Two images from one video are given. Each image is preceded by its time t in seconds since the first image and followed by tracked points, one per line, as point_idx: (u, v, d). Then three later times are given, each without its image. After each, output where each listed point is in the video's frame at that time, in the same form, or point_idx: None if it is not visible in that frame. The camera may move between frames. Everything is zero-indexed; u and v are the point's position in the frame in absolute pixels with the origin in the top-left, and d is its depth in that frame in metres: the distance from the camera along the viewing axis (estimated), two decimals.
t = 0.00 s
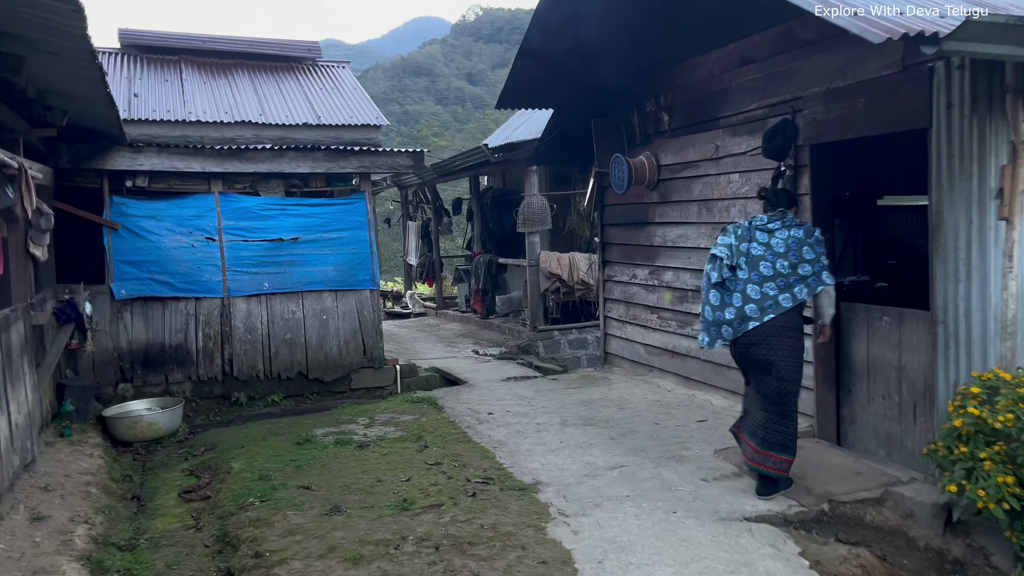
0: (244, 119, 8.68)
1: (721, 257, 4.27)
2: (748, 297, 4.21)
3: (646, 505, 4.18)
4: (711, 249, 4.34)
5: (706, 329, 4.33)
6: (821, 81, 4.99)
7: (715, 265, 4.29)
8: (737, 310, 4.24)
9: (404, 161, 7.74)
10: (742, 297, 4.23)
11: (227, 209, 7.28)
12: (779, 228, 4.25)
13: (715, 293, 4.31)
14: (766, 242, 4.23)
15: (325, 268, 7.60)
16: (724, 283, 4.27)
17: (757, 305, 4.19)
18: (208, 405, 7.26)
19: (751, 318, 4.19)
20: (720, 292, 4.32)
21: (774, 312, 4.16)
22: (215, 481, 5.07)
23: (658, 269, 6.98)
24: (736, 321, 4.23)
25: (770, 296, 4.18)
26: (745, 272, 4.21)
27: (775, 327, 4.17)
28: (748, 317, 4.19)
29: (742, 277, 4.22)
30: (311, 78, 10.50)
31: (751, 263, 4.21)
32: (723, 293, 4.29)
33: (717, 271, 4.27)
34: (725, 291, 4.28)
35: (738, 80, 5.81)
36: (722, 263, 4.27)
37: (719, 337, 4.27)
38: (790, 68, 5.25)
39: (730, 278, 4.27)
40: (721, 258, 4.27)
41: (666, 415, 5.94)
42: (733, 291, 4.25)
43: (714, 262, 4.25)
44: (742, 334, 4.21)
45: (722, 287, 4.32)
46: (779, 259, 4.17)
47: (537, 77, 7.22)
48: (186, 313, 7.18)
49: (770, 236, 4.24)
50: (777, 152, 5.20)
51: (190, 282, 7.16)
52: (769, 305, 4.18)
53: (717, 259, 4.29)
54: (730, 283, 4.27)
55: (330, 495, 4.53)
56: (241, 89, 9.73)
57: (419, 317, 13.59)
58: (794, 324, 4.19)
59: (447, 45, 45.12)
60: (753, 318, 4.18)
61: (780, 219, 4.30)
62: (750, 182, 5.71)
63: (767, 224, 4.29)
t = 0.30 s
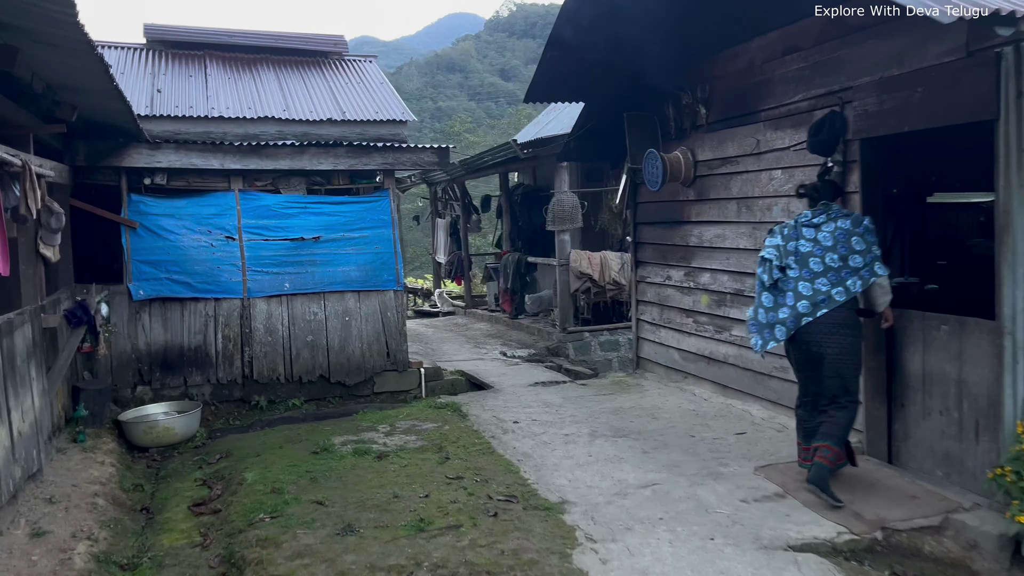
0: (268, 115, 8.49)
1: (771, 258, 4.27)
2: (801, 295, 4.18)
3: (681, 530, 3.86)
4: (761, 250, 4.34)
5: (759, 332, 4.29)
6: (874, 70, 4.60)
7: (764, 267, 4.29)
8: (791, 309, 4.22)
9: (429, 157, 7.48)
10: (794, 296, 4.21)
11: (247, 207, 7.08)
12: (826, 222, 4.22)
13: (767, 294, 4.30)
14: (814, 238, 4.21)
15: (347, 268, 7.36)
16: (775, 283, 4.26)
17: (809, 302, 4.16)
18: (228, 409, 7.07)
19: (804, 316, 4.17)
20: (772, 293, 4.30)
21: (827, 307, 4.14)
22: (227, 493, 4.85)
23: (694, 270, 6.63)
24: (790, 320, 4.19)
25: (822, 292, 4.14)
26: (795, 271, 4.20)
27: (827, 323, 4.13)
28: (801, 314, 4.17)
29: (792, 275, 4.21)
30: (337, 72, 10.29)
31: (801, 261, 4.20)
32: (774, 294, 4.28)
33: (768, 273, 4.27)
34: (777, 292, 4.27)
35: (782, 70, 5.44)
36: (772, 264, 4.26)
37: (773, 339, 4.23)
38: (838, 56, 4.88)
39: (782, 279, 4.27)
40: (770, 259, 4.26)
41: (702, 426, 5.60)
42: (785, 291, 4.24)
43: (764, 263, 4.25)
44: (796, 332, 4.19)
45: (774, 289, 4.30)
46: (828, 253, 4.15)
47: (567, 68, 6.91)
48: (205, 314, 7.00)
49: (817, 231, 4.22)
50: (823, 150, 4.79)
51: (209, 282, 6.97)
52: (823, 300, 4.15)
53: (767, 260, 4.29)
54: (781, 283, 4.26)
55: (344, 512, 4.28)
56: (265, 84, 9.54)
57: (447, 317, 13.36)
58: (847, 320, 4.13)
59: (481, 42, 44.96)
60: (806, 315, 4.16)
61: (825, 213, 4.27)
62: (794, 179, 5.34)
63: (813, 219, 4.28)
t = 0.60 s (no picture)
0: (285, 104, 8.24)
1: (828, 243, 4.11)
2: (854, 281, 3.94)
3: (711, 550, 3.50)
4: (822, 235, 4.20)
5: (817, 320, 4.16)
6: (928, 44, 4.18)
7: (821, 252, 4.15)
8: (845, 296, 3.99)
9: (449, 146, 7.17)
10: (849, 282, 3.98)
11: (260, 198, 6.83)
12: (888, 205, 3.90)
13: (826, 281, 4.13)
14: (874, 222, 3.92)
15: (364, 262, 7.09)
16: (831, 269, 4.10)
17: (862, 288, 3.90)
18: (240, 407, 6.84)
19: (855, 303, 3.91)
20: (832, 280, 4.12)
21: (880, 294, 3.82)
22: (228, 498, 4.60)
23: (727, 265, 6.25)
24: (842, 307, 3.98)
25: (876, 277, 3.85)
26: (849, 255, 3.98)
27: (881, 311, 3.80)
28: (853, 301, 3.92)
29: (848, 260, 4.00)
30: (359, 62, 10.03)
31: (857, 246, 3.96)
32: (832, 280, 4.10)
33: (824, 257, 4.12)
34: (834, 277, 4.09)
35: (823, 48, 5.03)
36: (829, 248, 4.10)
37: (827, 326, 4.07)
38: (887, 31, 4.46)
39: (839, 265, 4.08)
40: (827, 244, 4.12)
41: (735, 431, 5.23)
42: (839, 277, 4.04)
43: (819, 247, 4.12)
44: (847, 321, 3.96)
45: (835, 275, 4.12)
46: (885, 238, 3.84)
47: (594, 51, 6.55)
48: (217, 309, 6.77)
49: (879, 215, 3.93)
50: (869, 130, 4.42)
51: (221, 276, 6.74)
52: (877, 287, 3.85)
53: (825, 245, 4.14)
54: (838, 268, 4.07)
55: (346, 522, 3.99)
56: (285, 74, 9.31)
57: (473, 313, 13.07)
58: (906, 307, 3.77)
59: (513, 37, 44.65)
60: (856, 302, 3.91)
61: (890, 196, 3.97)
62: (837, 166, 4.93)
63: (876, 201, 3.98)
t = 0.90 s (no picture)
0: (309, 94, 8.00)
1: (933, 231, 3.64)
2: (962, 278, 3.50)
3: None
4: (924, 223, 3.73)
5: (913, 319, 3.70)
6: (1000, 19, 3.75)
7: (924, 241, 3.67)
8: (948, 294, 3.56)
9: (476, 136, 6.85)
10: (954, 279, 3.54)
11: (281, 191, 6.59)
12: (1012, 198, 3.48)
13: (926, 276, 3.68)
14: (993, 216, 3.49)
15: (387, 257, 6.82)
16: (933, 261, 3.64)
17: (971, 286, 3.48)
18: (261, 408, 6.63)
19: (962, 303, 3.48)
20: (932, 275, 3.67)
21: (993, 295, 3.41)
22: (238, 509, 4.36)
23: (771, 262, 5.85)
24: (945, 307, 3.54)
25: (991, 276, 3.43)
26: (959, 250, 3.54)
27: (990, 315, 3.40)
28: (959, 301, 3.49)
29: (956, 254, 3.56)
30: (386, 50, 9.75)
31: (970, 239, 3.53)
32: (934, 275, 3.65)
33: (927, 247, 3.65)
34: (937, 272, 3.63)
35: (879, 27, 4.61)
36: (934, 238, 3.63)
37: (925, 327, 3.62)
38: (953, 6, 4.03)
39: (943, 258, 3.62)
40: (931, 232, 3.64)
41: (780, 443, 4.86)
42: (944, 272, 3.59)
43: (924, 236, 3.64)
44: (949, 322, 3.52)
45: (934, 270, 3.67)
46: (1007, 235, 3.42)
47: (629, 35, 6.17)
48: (236, 307, 6.55)
49: (999, 209, 3.49)
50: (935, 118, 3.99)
51: (241, 272, 6.52)
52: (989, 287, 3.43)
53: (928, 234, 3.66)
54: (941, 262, 3.62)
55: (357, 541, 3.72)
56: (311, 63, 9.07)
57: (505, 307, 12.77)
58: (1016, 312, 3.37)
59: (551, 26, 44.17)
60: (963, 303, 3.48)
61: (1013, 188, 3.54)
62: (894, 155, 4.52)
63: (996, 193, 3.54)
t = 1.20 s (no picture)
0: (328, 80, 7.70)
1: None
2: None
3: None
4: None
5: None
6: None
7: None
8: None
9: (500, 123, 6.50)
10: None
11: (296, 181, 6.30)
12: None
13: None
14: None
15: (408, 250, 6.51)
16: None
17: None
18: (276, 407, 6.36)
19: None
20: None
21: None
22: (243, 519, 4.07)
23: (817, 256, 5.44)
24: None
25: None
26: None
27: None
28: None
29: None
30: (409, 36, 9.43)
31: None
32: None
33: None
34: None
35: None
36: None
37: None
38: None
39: None
40: None
41: (829, 452, 4.46)
42: None
43: None
44: None
45: None
46: None
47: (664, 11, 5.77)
48: (250, 301, 6.28)
49: None
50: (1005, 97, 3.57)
51: (254, 265, 6.24)
52: None
53: None
54: None
55: (368, 558, 3.41)
56: (331, 49, 8.77)
57: (532, 302, 12.44)
58: None
59: (581, 18, 43.64)
60: None
61: None
62: (960, 137, 4.09)
63: None
